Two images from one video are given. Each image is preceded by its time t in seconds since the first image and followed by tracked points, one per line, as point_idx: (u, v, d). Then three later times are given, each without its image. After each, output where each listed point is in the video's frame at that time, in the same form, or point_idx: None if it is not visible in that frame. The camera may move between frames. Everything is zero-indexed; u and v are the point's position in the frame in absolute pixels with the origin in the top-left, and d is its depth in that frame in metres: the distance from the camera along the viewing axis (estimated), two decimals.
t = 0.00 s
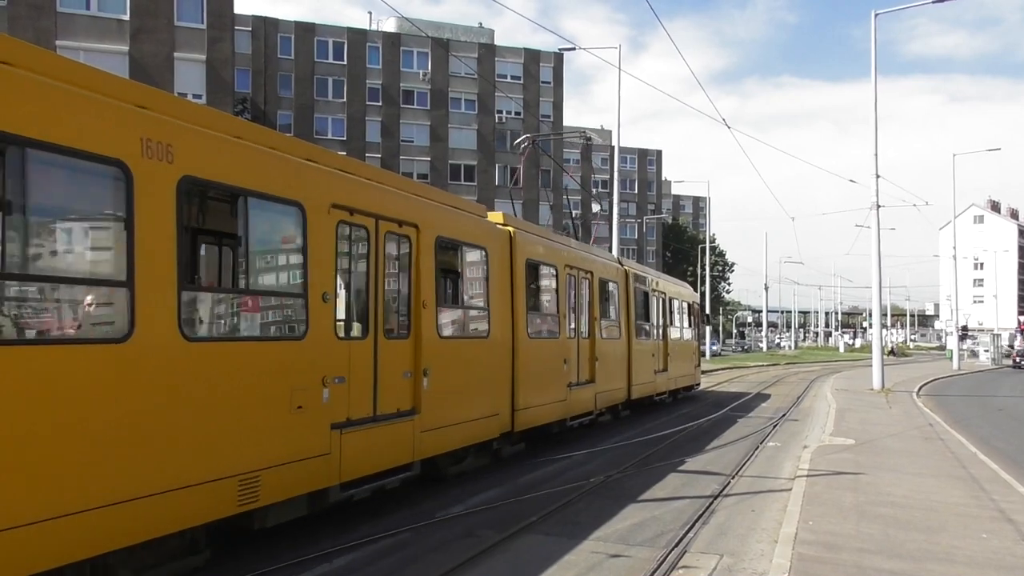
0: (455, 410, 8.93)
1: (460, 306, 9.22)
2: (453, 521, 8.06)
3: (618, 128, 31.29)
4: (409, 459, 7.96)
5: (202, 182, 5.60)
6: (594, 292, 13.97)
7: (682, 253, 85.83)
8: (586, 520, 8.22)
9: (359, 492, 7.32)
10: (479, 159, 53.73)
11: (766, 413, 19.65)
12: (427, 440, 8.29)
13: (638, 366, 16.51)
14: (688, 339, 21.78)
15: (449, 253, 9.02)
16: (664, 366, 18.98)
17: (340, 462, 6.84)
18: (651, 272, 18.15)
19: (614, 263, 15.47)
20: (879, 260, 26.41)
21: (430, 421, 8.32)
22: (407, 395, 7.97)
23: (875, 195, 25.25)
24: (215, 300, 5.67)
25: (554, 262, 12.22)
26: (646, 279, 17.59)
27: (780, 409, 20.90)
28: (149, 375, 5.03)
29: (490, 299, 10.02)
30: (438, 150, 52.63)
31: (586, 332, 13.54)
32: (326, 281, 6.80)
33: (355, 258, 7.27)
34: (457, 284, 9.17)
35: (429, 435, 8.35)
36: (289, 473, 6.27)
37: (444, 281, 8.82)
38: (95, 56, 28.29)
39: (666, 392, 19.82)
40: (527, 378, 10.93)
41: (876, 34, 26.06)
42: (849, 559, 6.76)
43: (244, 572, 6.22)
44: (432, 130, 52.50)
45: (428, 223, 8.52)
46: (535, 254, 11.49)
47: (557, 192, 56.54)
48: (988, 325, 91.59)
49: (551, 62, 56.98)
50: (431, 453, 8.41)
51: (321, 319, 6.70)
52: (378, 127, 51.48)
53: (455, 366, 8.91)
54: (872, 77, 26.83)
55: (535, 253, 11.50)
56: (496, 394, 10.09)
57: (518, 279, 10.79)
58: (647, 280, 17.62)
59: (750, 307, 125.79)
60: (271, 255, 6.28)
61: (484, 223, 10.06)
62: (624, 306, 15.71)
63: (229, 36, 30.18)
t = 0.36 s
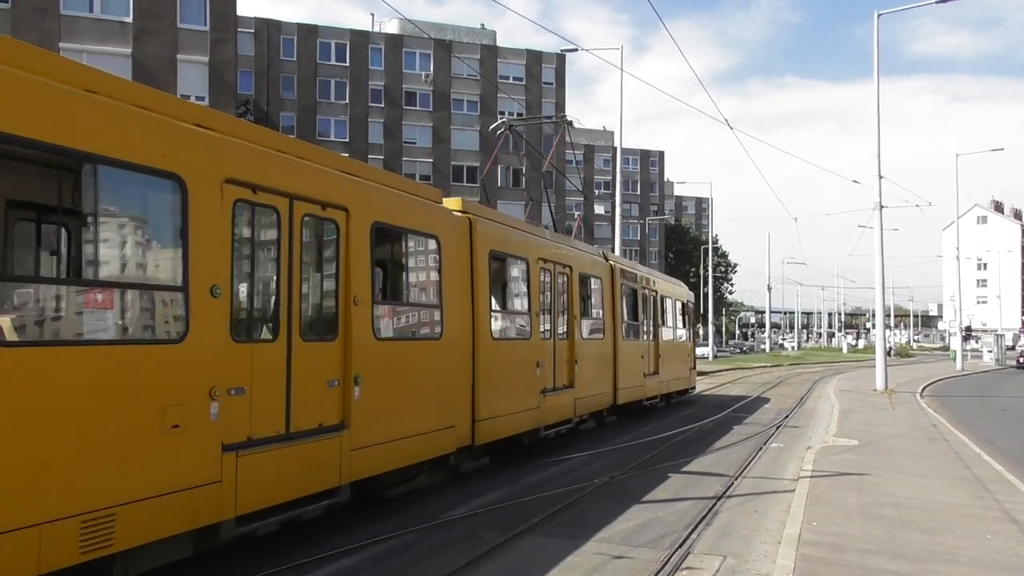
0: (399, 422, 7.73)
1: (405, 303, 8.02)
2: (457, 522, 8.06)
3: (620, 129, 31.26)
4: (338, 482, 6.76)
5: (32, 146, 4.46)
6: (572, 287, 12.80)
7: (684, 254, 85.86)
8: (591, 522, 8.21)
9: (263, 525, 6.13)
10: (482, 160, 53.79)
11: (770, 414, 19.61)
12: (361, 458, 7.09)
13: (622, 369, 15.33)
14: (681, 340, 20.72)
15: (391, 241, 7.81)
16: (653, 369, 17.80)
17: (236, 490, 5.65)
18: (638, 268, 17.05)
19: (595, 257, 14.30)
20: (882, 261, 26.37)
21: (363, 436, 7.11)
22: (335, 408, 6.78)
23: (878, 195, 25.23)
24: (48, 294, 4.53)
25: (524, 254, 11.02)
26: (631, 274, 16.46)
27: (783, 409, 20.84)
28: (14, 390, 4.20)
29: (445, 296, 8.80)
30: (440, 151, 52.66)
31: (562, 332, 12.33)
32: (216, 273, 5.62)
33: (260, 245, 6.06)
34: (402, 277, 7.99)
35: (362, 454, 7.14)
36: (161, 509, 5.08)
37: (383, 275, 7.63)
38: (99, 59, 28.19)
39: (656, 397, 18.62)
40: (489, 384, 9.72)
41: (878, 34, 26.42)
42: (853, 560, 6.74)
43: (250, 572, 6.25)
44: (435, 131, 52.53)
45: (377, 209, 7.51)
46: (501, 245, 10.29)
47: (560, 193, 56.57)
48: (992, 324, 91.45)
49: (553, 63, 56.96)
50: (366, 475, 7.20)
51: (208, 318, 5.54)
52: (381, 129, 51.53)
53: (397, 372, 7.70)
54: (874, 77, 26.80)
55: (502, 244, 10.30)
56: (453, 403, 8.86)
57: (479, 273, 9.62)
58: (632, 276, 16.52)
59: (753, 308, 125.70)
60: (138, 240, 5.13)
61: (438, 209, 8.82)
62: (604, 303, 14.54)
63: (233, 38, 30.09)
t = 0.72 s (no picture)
0: (320, 441, 6.54)
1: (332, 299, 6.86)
2: (462, 523, 8.07)
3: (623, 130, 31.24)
4: (234, 512, 5.57)
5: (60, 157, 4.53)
6: (544, 284, 11.67)
7: (688, 255, 85.86)
8: (595, 523, 8.21)
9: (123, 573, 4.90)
10: (486, 161, 53.98)
11: (775, 415, 19.57)
12: (265, 484, 5.88)
13: (602, 373, 14.16)
14: (670, 340, 19.54)
15: (311, 227, 6.62)
16: (637, 372, 16.62)
17: (78, 531, 4.45)
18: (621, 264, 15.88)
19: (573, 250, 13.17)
20: (886, 261, 26.34)
21: (269, 458, 5.92)
22: (233, 423, 5.61)
23: (882, 196, 25.21)
24: None
25: (486, 246, 9.88)
26: (614, 271, 15.32)
27: (788, 411, 20.76)
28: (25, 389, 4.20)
29: (386, 292, 7.63)
30: (444, 152, 52.74)
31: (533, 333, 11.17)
32: (49, 256, 4.39)
33: (119, 222, 4.86)
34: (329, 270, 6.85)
35: (266, 480, 5.92)
36: None
37: (302, 265, 6.48)
38: (105, 61, 28.23)
39: (645, 401, 17.44)
40: (442, 393, 8.53)
41: (882, 34, 26.93)
42: (858, 561, 6.73)
43: (257, 572, 6.32)
44: (439, 132, 52.63)
45: (328, 195, 6.85)
46: (459, 236, 9.13)
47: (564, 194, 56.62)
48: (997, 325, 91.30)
49: (557, 64, 57.02)
50: (273, 504, 5.99)
51: (38, 313, 4.31)
52: (385, 130, 51.62)
53: (318, 380, 6.52)
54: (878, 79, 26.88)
55: (459, 234, 9.14)
56: (397, 415, 7.67)
57: (429, 262, 8.46)
58: (616, 273, 15.38)
59: (758, 309, 125.50)
60: None
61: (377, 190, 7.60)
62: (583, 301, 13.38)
63: (237, 41, 30.15)
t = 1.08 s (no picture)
0: (206, 467, 5.30)
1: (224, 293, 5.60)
2: (465, 524, 8.08)
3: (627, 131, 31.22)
4: (70, 564, 4.36)
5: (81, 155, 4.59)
6: (516, 279, 10.37)
7: (693, 256, 86.02)
8: (599, 524, 8.21)
9: None
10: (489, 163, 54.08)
11: (778, 417, 19.51)
12: (120, 525, 4.66)
13: (586, 377, 12.83)
14: (664, 340, 18.09)
15: (212, 208, 5.53)
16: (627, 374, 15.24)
17: None
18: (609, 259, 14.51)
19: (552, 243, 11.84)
20: (891, 262, 26.31)
21: (127, 491, 4.70)
22: (75, 450, 4.39)
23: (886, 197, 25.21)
24: None
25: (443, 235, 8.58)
26: (601, 266, 13.96)
27: (792, 412, 20.71)
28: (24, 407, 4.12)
29: (306, 285, 6.35)
30: (448, 154, 52.81)
31: (500, 334, 9.87)
32: None
33: None
34: (222, 258, 5.60)
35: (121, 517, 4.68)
36: None
37: (188, 254, 5.32)
38: (111, 64, 28.21)
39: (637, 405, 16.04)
40: (384, 405, 7.23)
41: (886, 34, 27.03)
42: (863, 563, 6.72)
43: (265, 572, 6.34)
44: (442, 134, 52.70)
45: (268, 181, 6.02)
46: (407, 222, 7.83)
47: (567, 196, 56.70)
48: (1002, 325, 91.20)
49: (561, 65, 57.10)
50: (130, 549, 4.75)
51: None
52: (389, 132, 51.63)
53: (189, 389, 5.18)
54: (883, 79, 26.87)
55: (408, 219, 7.83)
56: (320, 433, 6.40)
57: (363, 249, 7.11)
58: (603, 269, 14.04)
59: (762, 310, 125.46)
60: None
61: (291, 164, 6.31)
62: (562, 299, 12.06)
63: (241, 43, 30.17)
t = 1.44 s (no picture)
0: (52, 496, 4.25)
1: (61, 283, 4.49)
2: (469, 527, 8.08)
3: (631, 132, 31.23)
4: None
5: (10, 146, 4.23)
6: (475, 273, 9.32)
7: (697, 257, 86.10)
8: (603, 526, 8.20)
9: None
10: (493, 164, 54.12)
11: (783, 418, 19.49)
12: None
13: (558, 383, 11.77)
14: (653, 341, 17.06)
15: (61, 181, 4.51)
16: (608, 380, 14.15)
17: None
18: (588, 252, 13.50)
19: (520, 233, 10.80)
20: (895, 263, 26.29)
21: None
22: None
23: (890, 198, 25.21)
24: None
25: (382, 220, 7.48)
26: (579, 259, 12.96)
27: (796, 414, 20.70)
28: None
29: (191, 273, 5.24)
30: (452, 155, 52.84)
31: (455, 335, 8.78)
32: None
33: None
34: (73, 243, 4.59)
35: None
36: None
37: (30, 236, 4.36)
38: (115, 66, 28.25)
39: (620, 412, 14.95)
40: (295, 417, 6.11)
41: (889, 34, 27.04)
42: (868, 564, 6.71)
43: (277, 572, 6.44)
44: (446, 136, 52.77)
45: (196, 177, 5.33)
46: (333, 204, 6.76)
47: (571, 197, 56.73)
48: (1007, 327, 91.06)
49: (564, 67, 57.16)
50: None
51: None
52: (392, 134, 51.67)
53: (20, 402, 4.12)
54: (888, 79, 26.81)
55: (334, 201, 6.76)
56: (208, 458, 5.28)
57: (272, 233, 6.01)
58: (582, 263, 13.09)
59: (766, 311, 125.39)
60: None
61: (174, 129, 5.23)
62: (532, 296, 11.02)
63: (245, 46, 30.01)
